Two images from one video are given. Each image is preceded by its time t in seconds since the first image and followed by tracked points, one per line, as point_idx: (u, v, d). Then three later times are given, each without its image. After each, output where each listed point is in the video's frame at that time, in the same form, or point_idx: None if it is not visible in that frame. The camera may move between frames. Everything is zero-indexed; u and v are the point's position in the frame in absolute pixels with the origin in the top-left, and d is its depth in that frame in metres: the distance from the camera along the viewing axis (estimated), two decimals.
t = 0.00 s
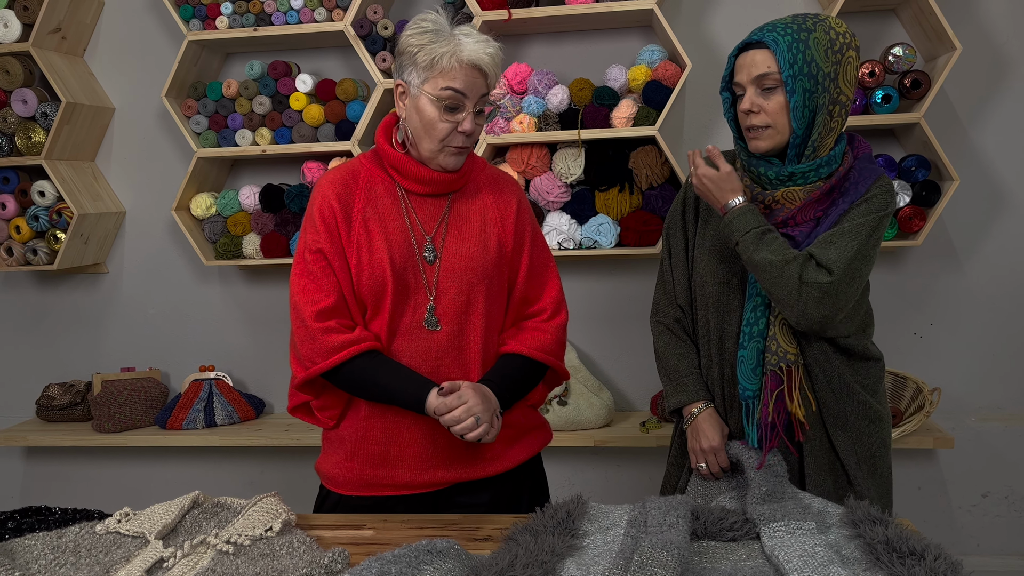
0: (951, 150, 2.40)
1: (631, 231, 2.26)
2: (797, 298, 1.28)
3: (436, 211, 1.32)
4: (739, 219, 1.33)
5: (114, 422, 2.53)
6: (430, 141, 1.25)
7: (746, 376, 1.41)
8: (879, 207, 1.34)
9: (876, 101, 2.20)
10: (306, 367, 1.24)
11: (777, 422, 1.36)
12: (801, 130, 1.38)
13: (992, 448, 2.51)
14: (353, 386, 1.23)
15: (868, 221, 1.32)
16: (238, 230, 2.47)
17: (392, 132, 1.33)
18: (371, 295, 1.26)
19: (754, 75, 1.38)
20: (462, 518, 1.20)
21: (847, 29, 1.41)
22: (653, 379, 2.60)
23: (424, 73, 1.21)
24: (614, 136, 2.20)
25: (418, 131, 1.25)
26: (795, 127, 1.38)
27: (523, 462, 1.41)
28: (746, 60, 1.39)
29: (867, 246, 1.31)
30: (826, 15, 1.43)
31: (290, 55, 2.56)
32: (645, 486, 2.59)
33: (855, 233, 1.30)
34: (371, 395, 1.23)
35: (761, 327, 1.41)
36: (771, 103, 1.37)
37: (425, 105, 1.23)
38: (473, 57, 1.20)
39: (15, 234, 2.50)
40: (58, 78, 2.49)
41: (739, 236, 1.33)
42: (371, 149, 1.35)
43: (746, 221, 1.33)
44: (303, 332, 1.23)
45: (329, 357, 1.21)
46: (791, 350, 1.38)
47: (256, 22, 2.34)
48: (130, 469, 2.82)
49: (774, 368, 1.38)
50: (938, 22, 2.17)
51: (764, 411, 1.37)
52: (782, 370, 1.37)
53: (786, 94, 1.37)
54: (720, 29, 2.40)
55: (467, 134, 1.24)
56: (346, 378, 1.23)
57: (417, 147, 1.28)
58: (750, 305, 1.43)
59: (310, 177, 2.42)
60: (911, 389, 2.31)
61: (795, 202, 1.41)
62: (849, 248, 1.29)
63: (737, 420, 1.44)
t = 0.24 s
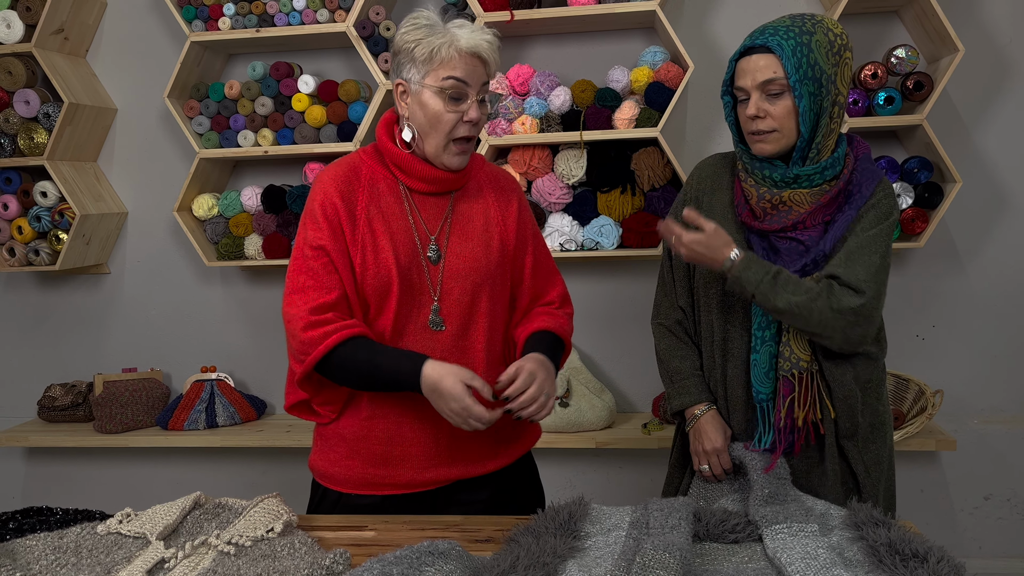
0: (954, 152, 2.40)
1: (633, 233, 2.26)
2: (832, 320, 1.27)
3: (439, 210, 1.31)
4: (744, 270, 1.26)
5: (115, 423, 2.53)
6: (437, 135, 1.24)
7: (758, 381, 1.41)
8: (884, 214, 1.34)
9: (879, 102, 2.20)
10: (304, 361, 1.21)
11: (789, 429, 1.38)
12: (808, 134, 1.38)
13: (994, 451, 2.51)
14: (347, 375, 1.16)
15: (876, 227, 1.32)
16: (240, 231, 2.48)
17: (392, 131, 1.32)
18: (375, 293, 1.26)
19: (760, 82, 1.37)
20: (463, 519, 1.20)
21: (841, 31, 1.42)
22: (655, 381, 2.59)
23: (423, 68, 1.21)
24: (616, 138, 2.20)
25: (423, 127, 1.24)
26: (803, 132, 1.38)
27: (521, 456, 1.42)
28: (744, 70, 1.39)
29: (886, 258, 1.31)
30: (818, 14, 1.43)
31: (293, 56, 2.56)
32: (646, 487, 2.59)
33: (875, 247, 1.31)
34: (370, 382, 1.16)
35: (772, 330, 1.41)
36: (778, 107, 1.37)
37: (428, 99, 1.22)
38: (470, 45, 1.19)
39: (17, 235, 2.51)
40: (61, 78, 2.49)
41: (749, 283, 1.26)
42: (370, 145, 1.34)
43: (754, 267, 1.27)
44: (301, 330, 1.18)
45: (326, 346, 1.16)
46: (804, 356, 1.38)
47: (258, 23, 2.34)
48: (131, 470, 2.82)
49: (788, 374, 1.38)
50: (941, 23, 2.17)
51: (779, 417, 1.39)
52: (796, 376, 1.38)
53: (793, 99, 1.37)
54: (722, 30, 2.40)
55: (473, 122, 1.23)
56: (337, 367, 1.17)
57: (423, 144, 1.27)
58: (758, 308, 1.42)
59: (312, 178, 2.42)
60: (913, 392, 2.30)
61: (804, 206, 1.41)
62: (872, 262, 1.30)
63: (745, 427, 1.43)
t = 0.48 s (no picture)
0: (955, 153, 2.40)
1: (634, 234, 2.26)
2: (918, 360, 1.29)
3: (421, 207, 1.32)
4: (836, 395, 1.25)
5: (116, 423, 2.53)
6: (405, 126, 1.24)
7: (751, 381, 1.41)
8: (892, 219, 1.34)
9: (880, 104, 2.19)
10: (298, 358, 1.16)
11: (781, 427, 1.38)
12: (806, 134, 1.39)
13: (995, 452, 2.50)
14: (333, 354, 1.09)
15: (888, 235, 1.33)
16: (241, 232, 2.47)
17: (370, 129, 1.31)
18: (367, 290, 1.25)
19: (767, 78, 1.37)
20: (463, 520, 1.20)
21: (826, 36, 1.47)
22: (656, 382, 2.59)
23: (389, 59, 1.22)
24: (617, 139, 2.20)
25: (392, 119, 1.24)
26: (802, 134, 1.39)
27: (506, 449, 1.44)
28: (755, 60, 1.38)
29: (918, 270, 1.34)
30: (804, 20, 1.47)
31: (293, 57, 2.57)
32: (647, 489, 2.59)
33: (893, 256, 1.33)
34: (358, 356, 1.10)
35: (764, 331, 1.41)
36: (780, 108, 1.38)
37: (395, 90, 1.22)
38: (433, 34, 1.21)
39: (17, 235, 2.51)
40: (62, 79, 2.49)
41: (848, 399, 1.26)
42: (346, 142, 1.32)
43: (846, 387, 1.26)
44: (291, 326, 1.12)
45: (313, 328, 1.10)
46: (796, 356, 1.39)
47: (259, 24, 2.34)
48: (131, 470, 2.82)
49: (779, 374, 1.39)
50: (942, 25, 2.16)
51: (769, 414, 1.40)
52: (788, 376, 1.39)
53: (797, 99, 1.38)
54: (723, 31, 2.40)
55: (439, 109, 1.23)
56: (321, 353, 1.10)
57: (393, 137, 1.26)
58: (750, 308, 1.42)
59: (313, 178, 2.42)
60: (914, 393, 2.30)
61: (790, 206, 1.42)
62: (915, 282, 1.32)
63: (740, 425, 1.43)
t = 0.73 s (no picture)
0: (955, 153, 2.40)
1: (634, 234, 2.26)
2: (912, 362, 1.34)
3: (394, 205, 1.35)
4: (841, 406, 1.30)
5: (115, 423, 2.53)
6: (360, 126, 1.27)
7: (754, 382, 1.41)
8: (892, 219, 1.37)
9: (880, 104, 2.19)
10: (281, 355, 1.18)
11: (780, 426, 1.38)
12: (806, 135, 1.39)
13: (995, 453, 2.50)
14: (318, 348, 1.12)
15: (886, 234, 1.36)
16: (241, 232, 2.47)
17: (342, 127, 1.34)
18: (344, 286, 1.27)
19: (769, 76, 1.37)
20: (462, 521, 1.20)
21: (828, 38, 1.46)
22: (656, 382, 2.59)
23: (350, 60, 1.25)
24: (617, 139, 2.20)
25: (350, 119, 1.28)
26: (801, 134, 1.39)
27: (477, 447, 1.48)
28: (756, 58, 1.38)
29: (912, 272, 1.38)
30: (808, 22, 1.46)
31: (293, 57, 2.56)
32: (646, 489, 2.59)
33: (892, 260, 1.36)
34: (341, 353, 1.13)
35: (768, 331, 1.41)
36: (780, 106, 1.38)
37: (354, 90, 1.25)
38: (394, 37, 1.23)
39: (17, 235, 2.51)
40: (61, 78, 2.49)
41: (854, 407, 1.30)
42: (317, 142, 1.34)
43: (848, 398, 1.30)
44: (274, 326, 1.15)
45: (298, 326, 1.13)
46: (799, 355, 1.39)
47: (259, 24, 2.34)
48: (131, 470, 2.81)
49: (783, 373, 1.39)
50: (943, 25, 2.16)
51: (772, 413, 1.40)
52: (791, 375, 1.39)
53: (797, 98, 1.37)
54: (724, 32, 2.40)
55: (393, 113, 1.25)
56: (305, 347, 1.13)
57: (352, 136, 1.30)
58: (755, 309, 1.42)
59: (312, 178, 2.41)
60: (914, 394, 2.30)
61: (793, 206, 1.42)
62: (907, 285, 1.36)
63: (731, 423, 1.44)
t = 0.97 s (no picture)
0: (955, 153, 2.39)
1: (634, 234, 2.26)
2: (900, 360, 1.34)
3: (365, 204, 1.39)
4: (836, 410, 1.30)
5: (115, 423, 2.53)
6: (326, 122, 1.31)
7: (749, 379, 1.42)
8: (890, 219, 1.36)
9: (880, 104, 2.19)
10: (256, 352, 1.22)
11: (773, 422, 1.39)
12: (775, 134, 1.38)
13: (996, 453, 2.50)
14: (292, 342, 1.18)
15: (879, 232, 1.35)
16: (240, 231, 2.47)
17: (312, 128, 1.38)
18: (318, 282, 1.31)
19: (736, 72, 1.39)
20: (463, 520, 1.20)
21: (846, 37, 1.38)
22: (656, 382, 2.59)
23: (312, 60, 1.30)
24: (617, 138, 2.19)
25: (316, 116, 1.32)
26: (767, 133, 1.38)
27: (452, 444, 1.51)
28: (732, 57, 1.40)
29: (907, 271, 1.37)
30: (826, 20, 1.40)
31: (293, 56, 2.56)
32: (646, 489, 2.58)
33: (888, 258, 1.35)
34: (310, 347, 1.18)
35: (764, 328, 1.41)
36: (748, 101, 1.39)
37: (318, 88, 1.29)
38: (352, 35, 1.27)
39: (16, 234, 2.50)
40: (61, 77, 2.49)
41: (848, 405, 1.31)
42: (289, 146, 1.39)
43: (842, 396, 1.31)
44: (249, 325, 1.20)
45: (272, 323, 1.18)
46: (795, 354, 1.39)
47: (259, 23, 2.34)
48: (131, 470, 2.81)
49: (776, 370, 1.39)
50: (943, 25, 2.16)
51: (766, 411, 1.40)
52: (784, 372, 1.39)
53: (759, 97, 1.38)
54: (724, 31, 2.40)
55: (355, 107, 1.28)
56: (279, 343, 1.19)
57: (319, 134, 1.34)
58: (752, 306, 1.42)
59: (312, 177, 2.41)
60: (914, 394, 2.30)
61: (789, 205, 1.43)
62: (898, 283, 1.35)
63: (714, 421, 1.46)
